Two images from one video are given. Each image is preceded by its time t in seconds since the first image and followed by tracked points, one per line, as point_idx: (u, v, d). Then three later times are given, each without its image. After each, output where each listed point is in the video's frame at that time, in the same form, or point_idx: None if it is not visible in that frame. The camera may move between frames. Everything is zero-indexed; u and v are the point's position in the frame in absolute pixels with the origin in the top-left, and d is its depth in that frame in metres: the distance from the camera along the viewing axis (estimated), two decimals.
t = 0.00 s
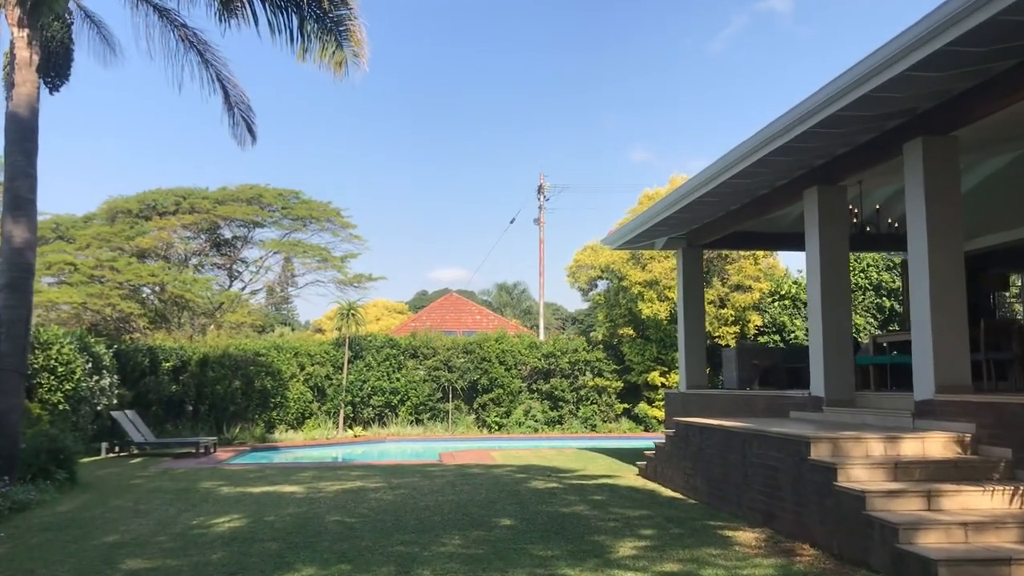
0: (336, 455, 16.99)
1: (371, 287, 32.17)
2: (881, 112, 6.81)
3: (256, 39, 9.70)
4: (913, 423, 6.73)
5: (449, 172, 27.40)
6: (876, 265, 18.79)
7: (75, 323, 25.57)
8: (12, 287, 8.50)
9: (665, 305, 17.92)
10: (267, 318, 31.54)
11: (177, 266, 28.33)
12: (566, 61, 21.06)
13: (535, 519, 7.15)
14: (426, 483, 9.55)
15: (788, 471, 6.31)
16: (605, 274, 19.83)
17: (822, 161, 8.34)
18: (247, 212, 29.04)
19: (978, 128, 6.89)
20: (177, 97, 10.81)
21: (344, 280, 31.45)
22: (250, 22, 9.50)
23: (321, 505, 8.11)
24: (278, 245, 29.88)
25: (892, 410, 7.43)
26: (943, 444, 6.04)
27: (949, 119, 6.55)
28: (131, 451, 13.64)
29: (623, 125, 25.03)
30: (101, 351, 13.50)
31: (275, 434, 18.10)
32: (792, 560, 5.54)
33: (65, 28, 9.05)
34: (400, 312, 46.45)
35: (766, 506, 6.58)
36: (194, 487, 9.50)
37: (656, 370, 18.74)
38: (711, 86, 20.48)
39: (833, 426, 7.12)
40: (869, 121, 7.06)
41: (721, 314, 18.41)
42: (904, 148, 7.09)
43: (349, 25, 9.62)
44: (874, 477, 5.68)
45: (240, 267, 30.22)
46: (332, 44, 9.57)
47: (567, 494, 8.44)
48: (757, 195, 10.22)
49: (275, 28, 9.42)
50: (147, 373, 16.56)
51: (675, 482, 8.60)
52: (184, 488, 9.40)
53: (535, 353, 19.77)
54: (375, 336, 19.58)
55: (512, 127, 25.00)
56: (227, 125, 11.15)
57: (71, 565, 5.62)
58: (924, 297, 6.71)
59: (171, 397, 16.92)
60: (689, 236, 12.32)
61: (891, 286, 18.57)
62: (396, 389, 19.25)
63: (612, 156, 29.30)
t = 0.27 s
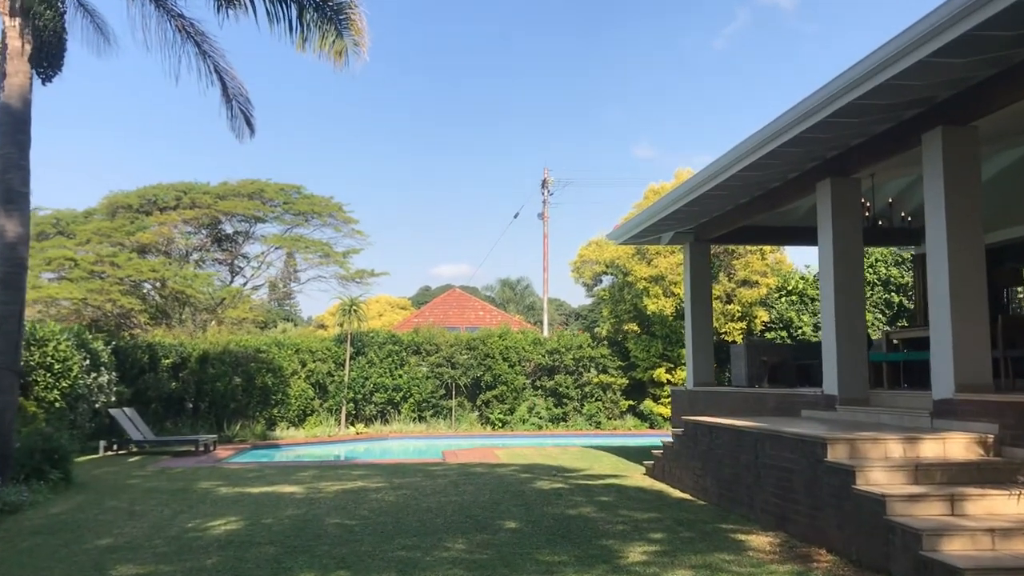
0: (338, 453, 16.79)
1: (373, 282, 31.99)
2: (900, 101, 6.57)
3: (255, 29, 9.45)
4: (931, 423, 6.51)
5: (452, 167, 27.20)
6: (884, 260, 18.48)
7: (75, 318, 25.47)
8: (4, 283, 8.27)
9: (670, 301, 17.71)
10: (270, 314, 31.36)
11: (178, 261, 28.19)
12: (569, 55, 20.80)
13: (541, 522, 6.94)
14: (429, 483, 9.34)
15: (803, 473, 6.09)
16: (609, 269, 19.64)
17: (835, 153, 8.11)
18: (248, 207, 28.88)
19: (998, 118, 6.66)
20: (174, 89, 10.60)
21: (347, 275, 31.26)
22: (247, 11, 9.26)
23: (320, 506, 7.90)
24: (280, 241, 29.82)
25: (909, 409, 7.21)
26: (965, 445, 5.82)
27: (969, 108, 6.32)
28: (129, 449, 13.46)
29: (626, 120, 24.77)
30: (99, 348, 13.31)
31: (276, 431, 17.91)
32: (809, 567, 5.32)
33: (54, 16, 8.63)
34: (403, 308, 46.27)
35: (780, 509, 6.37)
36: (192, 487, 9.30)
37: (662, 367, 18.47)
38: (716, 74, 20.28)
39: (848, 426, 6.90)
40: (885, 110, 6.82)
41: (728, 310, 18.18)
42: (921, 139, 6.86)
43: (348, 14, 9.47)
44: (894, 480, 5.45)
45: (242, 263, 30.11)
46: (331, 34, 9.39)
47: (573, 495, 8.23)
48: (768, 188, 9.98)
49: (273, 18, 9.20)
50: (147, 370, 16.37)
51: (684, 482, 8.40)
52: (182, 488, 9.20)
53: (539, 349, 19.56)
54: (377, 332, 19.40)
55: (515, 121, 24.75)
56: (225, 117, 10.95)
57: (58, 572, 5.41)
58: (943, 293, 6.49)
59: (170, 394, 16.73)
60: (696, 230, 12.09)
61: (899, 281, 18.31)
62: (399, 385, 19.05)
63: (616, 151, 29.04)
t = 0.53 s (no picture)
0: (339, 447, 16.60)
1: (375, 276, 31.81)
2: (918, 83, 6.33)
3: (252, 15, 9.29)
4: (949, 417, 6.30)
5: (454, 158, 26.98)
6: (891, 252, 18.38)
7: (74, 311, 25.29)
8: None
9: (675, 294, 17.42)
10: (271, 307, 31.18)
11: (179, 255, 28.06)
12: (572, 45, 20.55)
13: (546, 519, 6.73)
14: (430, 478, 9.13)
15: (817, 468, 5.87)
16: (614, 262, 19.34)
17: (848, 139, 7.88)
18: (249, 199, 28.72)
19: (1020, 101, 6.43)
20: (170, 76, 10.38)
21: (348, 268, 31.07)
22: None
23: (319, 502, 7.70)
24: (281, 233, 29.67)
25: (925, 403, 7.00)
26: (986, 439, 5.60)
27: (990, 90, 6.09)
28: (126, 443, 13.28)
29: (629, 112, 24.49)
30: (96, 341, 13.12)
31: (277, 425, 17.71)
32: (825, 566, 5.12)
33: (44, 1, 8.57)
34: (405, 302, 46.07)
35: (794, 506, 6.15)
36: (188, 482, 9.10)
37: (667, 360, 18.25)
38: (720, 68, 19.95)
39: (862, 420, 6.69)
40: (902, 94, 6.59)
41: (733, 302, 17.94)
42: (939, 123, 6.63)
43: None
44: (914, 475, 5.23)
45: (243, 256, 29.99)
46: (330, 18, 9.18)
47: (578, 490, 8.02)
48: (777, 176, 9.74)
49: (270, 2, 9.01)
50: (145, 363, 16.18)
51: (692, 478, 8.19)
52: (179, 483, 9.01)
53: (542, 342, 19.35)
54: (379, 326, 19.19)
55: (518, 113, 24.50)
56: (222, 106, 10.73)
57: (45, 572, 5.21)
58: (962, 282, 6.27)
59: (169, 388, 16.54)
60: (703, 222, 11.84)
61: (906, 274, 18.09)
62: (401, 379, 18.86)
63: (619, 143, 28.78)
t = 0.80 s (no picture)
0: (339, 442, 16.39)
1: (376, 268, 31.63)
2: (940, 65, 6.07)
3: None
4: (972, 414, 6.06)
5: (455, 148, 26.75)
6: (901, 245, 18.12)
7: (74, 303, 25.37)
8: None
9: (681, 286, 17.19)
10: (272, 300, 30.99)
11: (179, 247, 27.94)
12: (575, 35, 20.25)
13: (552, 519, 6.50)
14: (433, 474, 8.91)
15: (834, 468, 5.64)
16: (619, 254, 18.90)
17: (865, 125, 7.62)
18: (248, 189, 28.57)
19: None
20: (165, 63, 10.13)
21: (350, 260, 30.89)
22: None
23: (318, 500, 7.48)
24: (281, 225, 29.56)
25: (944, 398, 6.75)
26: (1013, 437, 5.35)
27: (1016, 74, 5.83)
28: (123, 438, 13.08)
29: (632, 103, 24.18)
30: (91, 334, 12.91)
31: (277, 419, 17.51)
32: (846, 570, 4.88)
33: None
34: (407, 294, 45.87)
35: (811, 507, 5.93)
36: (184, 478, 8.88)
37: (672, 353, 18.05)
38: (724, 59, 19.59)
39: (882, 417, 6.44)
40: (923, 77, 6.33)
41: (739, 295, 17.79)
42: (962, 107, 6.36)
43: None
44: (938, 476, 4.98)
45: (243, 248, 29.86)
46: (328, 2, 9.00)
47: (585, 488, 7.80)
48: (788, 164, 9.48)
49: None
50: (143, 356, 15.98)
51: (702, 475, 7.97)
52: (175, 479, 8.80)
53: (545, 335, 19.11)
54: (380, 318, 18.95)
55: (521, 103, 24.23)
56: (219, 93, 10.49)
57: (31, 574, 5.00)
58: (986, 274, 6.02)
59: (167, 381, 16.34)
60: (710, 212, 11.58)
61: (916, 266, 17.83)
62: (402, 372, 18.63)
63: (622, 134, 28.52)
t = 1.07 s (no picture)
0: (343, 431, 16.19)
1: (379, 256, 31.49)
2: (969, 40, 5.80)
3: None
4: (1000, 403, 5.82)
5: (458, 135, 26.51)
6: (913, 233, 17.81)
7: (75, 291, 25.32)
8: None
9: (688, 273, 16.97)
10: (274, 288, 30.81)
11: (180, 235, 27.82)
12: (578, 19, 19.94)
13: (562, 512, 6.26)
14: (438, 464, 8.69)
15: (858, 460, 5.41)
16: (625, 241, 18.59)
17: (886, 105, 7.35)
18: (250, 177, 28.47)
19: None
20: (164, 44, 9.86)
21: (352, 248, 30.72)
22: None
23: (320, 492, 7.26)
24: (283, 213, 29.50)
25: (969, 387, 6.51)
26: None
27: None
28: (123, 427, 12.90)
29: (637, 90, 23.85)
30: (90, 321, 12.71)
31: (280, 408, 17.31)
32: (874, 567, 4.65)
33: None
34: (410, 283, 45.68)
35: (833, 500, 5.70)
36: (183, 469, 8.66)
37: (679, 342, 17.81)
38: (731, 49, 19.22)
39: (905, 406, 6.21)
40: (951, 52, 6.06)
41: (748, 283, 17.67)
42: (990, 84, 6.09)
43: None
44: (971, 468, 4.74)
45: (246, 236, 29.82)
46: None
47: (595, 479, 7.58)
48: (803, 147, 9.22)
49: None
50: (143, 344, 15.73)
51: (716, 466, 7.75)
52: (174, 470, 8.58)
53: (551, 323, 18.89)
54: (384, 306, 18.73)
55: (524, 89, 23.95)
56: (220, 74, 10.26)
57: (21, 570, 4.80)
58: (1016, 258, 5.77)
59: (168, 370, 16.12)
60: (722, 196, 11.32)
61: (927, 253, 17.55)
62: (406, 360, 18.41)
63: (627, 120, 28.22)
